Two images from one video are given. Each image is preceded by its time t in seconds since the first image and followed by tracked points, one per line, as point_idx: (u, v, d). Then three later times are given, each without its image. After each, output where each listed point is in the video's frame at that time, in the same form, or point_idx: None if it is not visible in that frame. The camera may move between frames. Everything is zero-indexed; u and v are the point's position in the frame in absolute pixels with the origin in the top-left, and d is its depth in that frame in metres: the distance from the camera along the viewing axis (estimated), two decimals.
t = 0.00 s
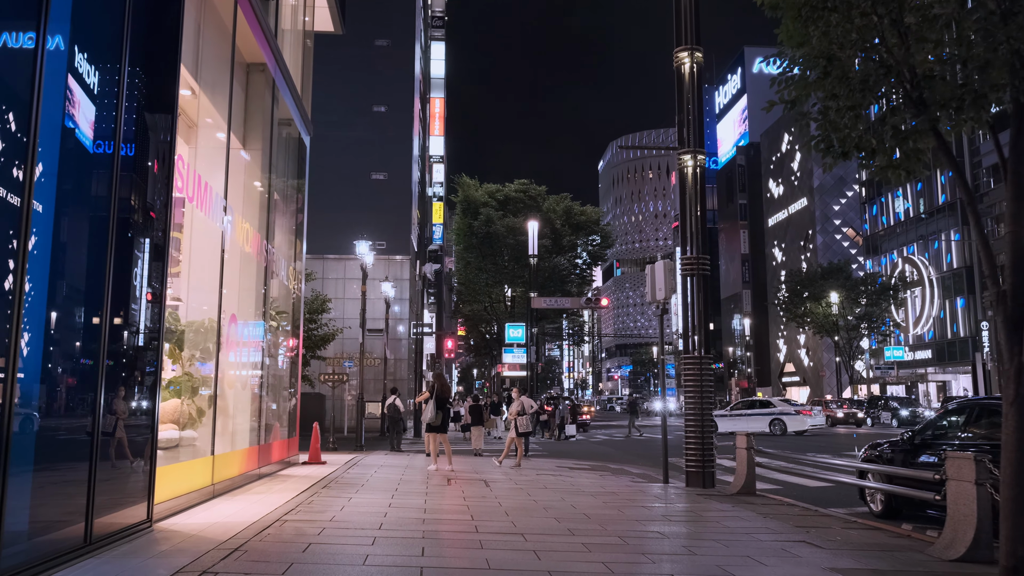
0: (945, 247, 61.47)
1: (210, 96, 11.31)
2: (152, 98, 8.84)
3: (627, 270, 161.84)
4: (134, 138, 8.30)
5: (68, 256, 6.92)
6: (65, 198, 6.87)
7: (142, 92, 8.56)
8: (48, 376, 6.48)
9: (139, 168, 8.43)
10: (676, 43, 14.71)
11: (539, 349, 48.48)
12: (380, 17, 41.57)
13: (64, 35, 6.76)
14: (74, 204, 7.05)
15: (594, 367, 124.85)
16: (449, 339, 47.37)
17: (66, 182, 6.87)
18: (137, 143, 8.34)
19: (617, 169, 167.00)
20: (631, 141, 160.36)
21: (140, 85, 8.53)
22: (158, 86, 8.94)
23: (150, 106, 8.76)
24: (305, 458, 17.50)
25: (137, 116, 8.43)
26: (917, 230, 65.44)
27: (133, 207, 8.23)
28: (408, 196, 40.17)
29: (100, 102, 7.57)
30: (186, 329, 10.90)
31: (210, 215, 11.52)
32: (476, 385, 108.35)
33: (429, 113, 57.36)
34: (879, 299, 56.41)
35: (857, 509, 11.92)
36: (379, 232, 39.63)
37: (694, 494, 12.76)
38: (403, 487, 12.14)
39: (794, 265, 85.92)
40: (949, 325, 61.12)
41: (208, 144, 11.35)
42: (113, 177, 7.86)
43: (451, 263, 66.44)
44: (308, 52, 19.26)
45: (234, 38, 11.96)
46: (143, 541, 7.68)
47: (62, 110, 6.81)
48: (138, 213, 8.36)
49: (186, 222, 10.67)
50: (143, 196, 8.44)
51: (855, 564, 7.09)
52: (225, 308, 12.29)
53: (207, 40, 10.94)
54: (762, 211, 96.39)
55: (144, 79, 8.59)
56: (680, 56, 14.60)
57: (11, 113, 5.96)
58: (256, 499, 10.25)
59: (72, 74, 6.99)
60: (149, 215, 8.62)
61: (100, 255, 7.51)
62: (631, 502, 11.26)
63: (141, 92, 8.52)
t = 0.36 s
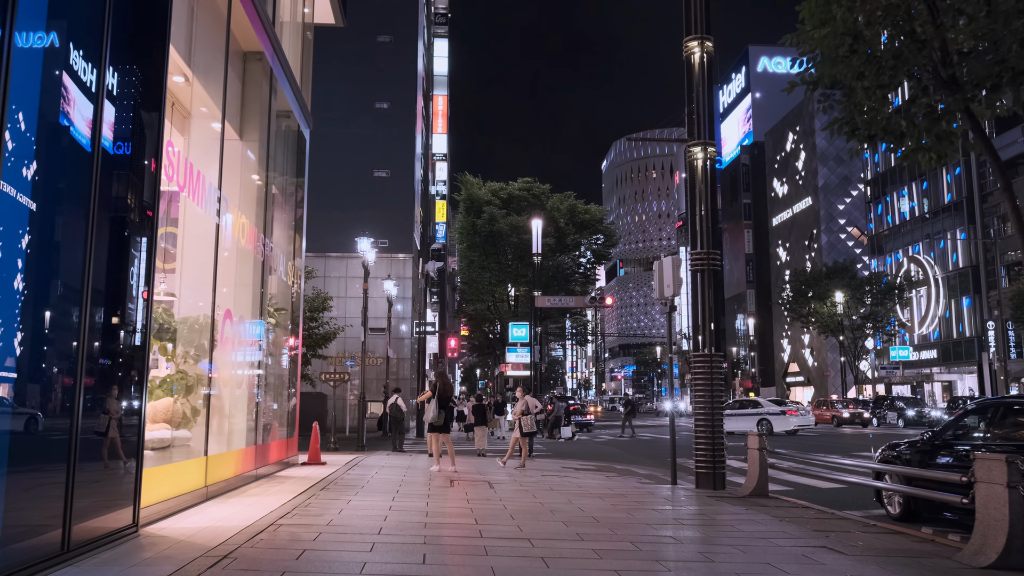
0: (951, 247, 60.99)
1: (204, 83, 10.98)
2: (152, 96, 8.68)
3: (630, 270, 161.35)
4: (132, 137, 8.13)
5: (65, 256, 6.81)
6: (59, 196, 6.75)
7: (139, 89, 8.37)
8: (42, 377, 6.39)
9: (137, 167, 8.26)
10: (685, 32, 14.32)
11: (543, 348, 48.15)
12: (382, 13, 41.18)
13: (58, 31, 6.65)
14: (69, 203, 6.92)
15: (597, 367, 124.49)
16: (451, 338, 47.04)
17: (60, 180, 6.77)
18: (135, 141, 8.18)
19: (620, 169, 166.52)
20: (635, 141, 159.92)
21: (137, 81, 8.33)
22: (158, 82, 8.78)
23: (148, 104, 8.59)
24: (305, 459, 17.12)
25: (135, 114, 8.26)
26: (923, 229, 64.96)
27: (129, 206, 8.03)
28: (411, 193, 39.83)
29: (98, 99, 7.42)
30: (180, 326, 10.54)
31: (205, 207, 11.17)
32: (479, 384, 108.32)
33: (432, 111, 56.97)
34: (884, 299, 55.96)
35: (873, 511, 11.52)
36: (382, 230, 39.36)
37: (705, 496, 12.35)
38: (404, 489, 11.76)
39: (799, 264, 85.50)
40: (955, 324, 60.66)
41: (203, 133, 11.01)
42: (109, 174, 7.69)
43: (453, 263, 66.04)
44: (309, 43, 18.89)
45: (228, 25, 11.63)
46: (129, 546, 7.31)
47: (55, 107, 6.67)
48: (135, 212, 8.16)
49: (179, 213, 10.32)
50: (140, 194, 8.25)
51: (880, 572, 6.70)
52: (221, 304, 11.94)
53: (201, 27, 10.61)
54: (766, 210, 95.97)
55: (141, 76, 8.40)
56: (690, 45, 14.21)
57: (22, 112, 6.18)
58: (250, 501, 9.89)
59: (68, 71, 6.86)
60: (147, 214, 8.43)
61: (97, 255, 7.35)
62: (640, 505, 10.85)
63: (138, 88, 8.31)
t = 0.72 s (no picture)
0: (956, 246, 60.58)
1: (196, 72, 10.66)
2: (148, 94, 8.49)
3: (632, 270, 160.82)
4: (128, 135, 7.96)
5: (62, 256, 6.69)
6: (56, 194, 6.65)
7: (134, 87, 8.16)
8: (37, 372, 6.25)
9: (132, 166, 8.05)
10: (693, 22, 13.93)
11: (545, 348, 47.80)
12: (383, 9, 40.82)
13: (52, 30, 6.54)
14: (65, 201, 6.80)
15: (598, 366, 124.00)
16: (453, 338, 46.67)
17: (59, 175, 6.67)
18: (131, 140, 8.01)
19: (623, 169, 165.94)
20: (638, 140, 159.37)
21: (133, 79, 8.13)
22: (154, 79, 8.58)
23: (145, 102, 8.40)
24: (302, 460, 16.75)
25: (130, 113, 8.05)
26: (927, 228, 64.58)
27: (124, 205, 7.83)
28: (412, 191, 39.46)
29: (95, 97, 7.29)
30: (171, 323, 10.18)
31: (197, 199, 10.82)
32: (481, 384, 108.08)
33: (433, 109, 56.59)
34: (888, 299, 55.51)
35: (888, 517, 11.12)
36: (382, 228, 39.04)
37: (713, 499, 11.97)
38: (403, 492, 11.37)
39: (802, 264, 85.06)
40: (959, 324, 60.24)
41: (194, 124, 10.67)
42: (105, 174, 7.53)
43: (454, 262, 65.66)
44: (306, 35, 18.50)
45: (221, 13, 11.28)
46: (111, 556, 6.94)
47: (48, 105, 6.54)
48: (130, 211, 7.96)
49: (170, 205, 9.97)
50: (137, 192, 8.05)
51: None
52: (213, 300, 11.56)
53: (191, 15, 10.29)
54: (769, 210, 95.53)
55: (137, 73, 8.21)
56: (697, 35, 13.82)
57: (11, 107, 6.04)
58: (242, 506, 9.52)
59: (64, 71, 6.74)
60: (141, 213, 8.23)
61: (91, 255, 7.17)
62: (646, 509, 10.47)
63: (134, 86, 8.11)
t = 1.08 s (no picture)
0: (961, 245, 60.13)
1: (184, 59, 10.26)
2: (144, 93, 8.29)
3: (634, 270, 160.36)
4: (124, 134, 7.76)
5: (50, 258, 6.54)
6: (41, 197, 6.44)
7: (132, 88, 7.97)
8: (8, 365, 5.91)
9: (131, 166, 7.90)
10: (700, 10, 13.51)
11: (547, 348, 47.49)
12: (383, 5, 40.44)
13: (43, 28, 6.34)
14: (50, 201, 6.59)
15: (602, 366, 123.67)
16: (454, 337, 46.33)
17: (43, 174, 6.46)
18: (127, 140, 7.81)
19: (625, 169, 165.54)
20: (640, 140, 158.91)
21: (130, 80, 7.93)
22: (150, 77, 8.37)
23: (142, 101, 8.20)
24: (299, 462, 16.34)
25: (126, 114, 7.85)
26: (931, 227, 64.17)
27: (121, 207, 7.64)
28: (413, 189, 39.08)
29: (90, 95, 7.16)
30: (157, 318, 9.79)
31: (186, 191, 10.44)
32: (483, 384, 107.73)
33: (434, 107, 56.19)
34: (892, 298, 55.08)
35: (902, 521, 10.73)
36: (382, 227, 38.68)
37: (722, 503, 11.56)
38: (400, 496, 10.97)
39: (805, 263, 84.58)
40: (964, 324, 59.77)
41: (183, 113, 10.29)
42: (98, 173, 7.33)
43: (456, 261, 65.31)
44: (303, 28, 18.10)
45: None
46: (88, 566, 6.52)
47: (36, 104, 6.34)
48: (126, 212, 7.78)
49: (156, 197, 9.60)
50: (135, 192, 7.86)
51: None
52: (204, 296, 11.17)
53: None
54: (772, 209, 95.09)
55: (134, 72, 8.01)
56: (704, 25, 13.40)
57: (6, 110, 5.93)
58: (232, 510, 9.11)
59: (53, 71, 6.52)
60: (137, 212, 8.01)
61: (86, 254, 7.07)
62: (654, 514, 10.07)
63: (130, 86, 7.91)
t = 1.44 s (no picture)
0: (965, 244, 59.73)
1: (174, 44, 9.90)
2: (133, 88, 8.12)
3: (636, 270, 159.86)
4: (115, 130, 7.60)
5: (42, 259, 6.36)
6: (32, 193, 6.26)
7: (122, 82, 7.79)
8: None
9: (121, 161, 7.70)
10: None
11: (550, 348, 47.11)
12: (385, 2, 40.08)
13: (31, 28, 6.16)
14: (43, 198, 6.42)
15: (604, 366, 123.30)
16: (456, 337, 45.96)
17: (34, 169, 6.30)
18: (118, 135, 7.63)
19: (628, 169, 165.17)
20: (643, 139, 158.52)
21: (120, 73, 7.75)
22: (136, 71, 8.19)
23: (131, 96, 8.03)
24: (297, 463, 15.95)
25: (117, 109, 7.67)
26: (935, 226, 63.74)
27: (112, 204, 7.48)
28: (415, 186, 38.74)
29: (82, 93, 7.02)
30: (145, 311, 9.38)
31: (174, 179, 10.04)
32: (484, 384, 107.60)
33: (436, 105, 55.81)
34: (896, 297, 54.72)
35: (921, 524, 10.34)
36: (384, 225, 38.35)
37: (733, 505, 11.16)
38: (400, 498, 10.58)
39: (809, 262, 84.14)
40: (969, 323, 59.35)
41: (173, 100, 9.90)
42: (90, 171, 7.15)
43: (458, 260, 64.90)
44: (301, 20, 17.69)
45: None
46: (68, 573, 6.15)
47: (24, 102, 6.14)
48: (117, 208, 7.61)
49: (144, 186, 9.20)
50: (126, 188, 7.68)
51: None
52: (194, 290, 10.76)
53: None
54: (775, 208, 94.63)
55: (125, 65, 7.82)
56: (714, 14, 13.04)
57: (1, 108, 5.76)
58: (225, 514, 8.74)
59: (41, 67, 6.32)
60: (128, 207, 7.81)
61: (80, 253, 6.92)
62: (664, 517, 9.68)
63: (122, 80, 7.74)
